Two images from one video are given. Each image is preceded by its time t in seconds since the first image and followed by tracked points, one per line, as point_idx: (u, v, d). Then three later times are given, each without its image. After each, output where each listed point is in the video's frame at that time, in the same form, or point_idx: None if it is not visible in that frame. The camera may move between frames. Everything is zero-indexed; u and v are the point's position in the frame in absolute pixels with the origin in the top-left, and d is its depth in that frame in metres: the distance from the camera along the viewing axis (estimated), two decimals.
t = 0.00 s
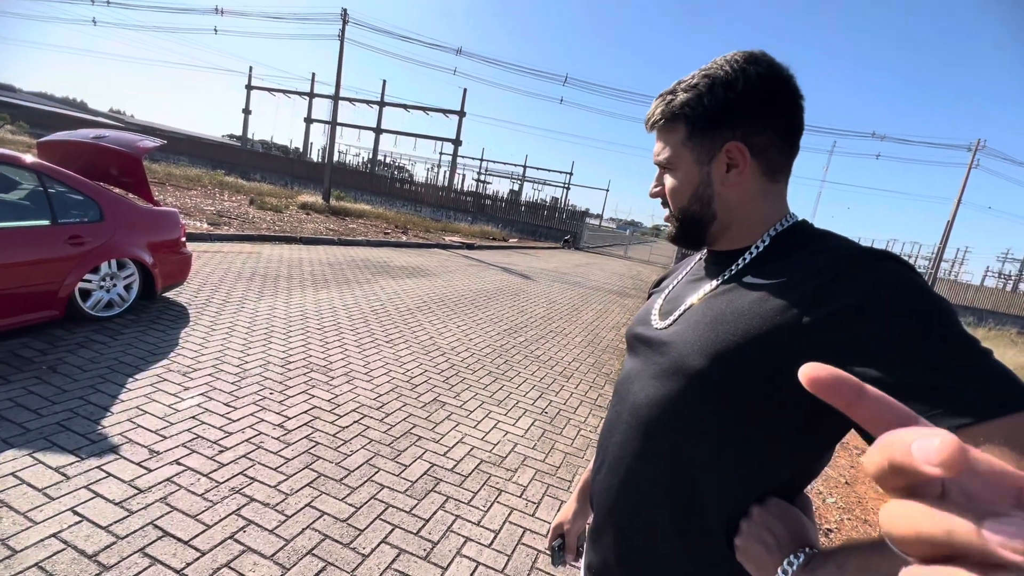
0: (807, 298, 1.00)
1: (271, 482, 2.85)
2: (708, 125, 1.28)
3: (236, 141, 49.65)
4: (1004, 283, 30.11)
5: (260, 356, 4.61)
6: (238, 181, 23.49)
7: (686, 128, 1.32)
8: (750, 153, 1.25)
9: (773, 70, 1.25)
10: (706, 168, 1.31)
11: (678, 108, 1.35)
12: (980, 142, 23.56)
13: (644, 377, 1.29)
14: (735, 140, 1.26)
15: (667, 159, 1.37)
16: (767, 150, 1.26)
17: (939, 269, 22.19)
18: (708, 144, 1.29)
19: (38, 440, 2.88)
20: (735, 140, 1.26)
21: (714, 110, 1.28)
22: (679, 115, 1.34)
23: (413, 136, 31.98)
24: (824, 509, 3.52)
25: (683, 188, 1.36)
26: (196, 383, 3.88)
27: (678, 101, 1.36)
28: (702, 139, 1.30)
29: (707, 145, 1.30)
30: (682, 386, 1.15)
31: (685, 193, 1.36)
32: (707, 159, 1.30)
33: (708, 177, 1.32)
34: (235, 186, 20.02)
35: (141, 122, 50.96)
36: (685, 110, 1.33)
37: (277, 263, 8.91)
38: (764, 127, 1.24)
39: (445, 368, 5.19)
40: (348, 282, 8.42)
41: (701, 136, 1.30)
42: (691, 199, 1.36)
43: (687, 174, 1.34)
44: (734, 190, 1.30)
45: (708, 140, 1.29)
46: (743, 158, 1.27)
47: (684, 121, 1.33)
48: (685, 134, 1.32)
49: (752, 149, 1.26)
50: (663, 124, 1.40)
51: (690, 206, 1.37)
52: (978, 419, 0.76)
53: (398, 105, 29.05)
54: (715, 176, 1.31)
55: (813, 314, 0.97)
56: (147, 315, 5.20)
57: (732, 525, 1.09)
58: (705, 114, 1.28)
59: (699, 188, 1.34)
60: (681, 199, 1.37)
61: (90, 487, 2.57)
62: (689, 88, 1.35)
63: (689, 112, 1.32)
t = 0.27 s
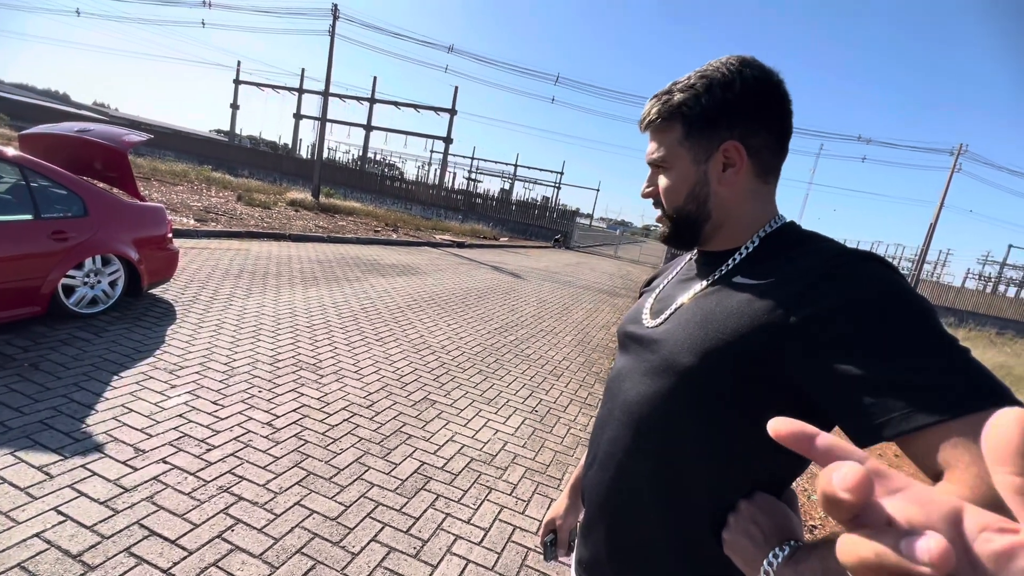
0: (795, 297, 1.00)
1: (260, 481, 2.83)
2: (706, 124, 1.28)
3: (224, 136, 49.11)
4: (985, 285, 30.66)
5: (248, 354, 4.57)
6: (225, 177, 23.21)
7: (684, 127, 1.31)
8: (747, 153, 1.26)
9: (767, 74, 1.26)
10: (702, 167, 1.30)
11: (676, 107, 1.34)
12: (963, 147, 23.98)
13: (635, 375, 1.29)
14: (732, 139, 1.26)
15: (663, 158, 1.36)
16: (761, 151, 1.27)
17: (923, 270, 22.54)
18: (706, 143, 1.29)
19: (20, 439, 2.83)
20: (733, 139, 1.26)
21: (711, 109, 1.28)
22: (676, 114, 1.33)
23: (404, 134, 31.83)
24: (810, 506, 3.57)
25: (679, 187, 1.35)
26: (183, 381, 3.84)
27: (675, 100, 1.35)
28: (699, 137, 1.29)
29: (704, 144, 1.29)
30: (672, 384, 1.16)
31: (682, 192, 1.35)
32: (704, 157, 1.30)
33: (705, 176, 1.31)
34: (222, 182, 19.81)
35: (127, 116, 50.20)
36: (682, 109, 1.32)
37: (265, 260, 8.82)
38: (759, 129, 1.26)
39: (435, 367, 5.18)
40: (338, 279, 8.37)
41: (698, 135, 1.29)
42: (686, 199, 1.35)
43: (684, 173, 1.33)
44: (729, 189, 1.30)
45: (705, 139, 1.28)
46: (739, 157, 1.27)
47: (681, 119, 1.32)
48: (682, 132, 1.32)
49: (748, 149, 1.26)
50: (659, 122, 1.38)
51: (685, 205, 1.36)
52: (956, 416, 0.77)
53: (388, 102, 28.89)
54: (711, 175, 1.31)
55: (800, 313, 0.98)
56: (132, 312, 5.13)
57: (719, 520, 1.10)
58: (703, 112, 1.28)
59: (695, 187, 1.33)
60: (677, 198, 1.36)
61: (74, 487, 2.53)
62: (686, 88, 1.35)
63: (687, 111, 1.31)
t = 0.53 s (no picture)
0: (783, 296, 1.00)
1: (248, 478, 2.81)
2: (709, 116, 1.26)
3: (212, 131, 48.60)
4: (969, 285, 31.15)
5: (237, 351, 4.53)
6: (213, 172, 22.95)
7: (685, 118, 1.28)
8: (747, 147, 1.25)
9: (763, 75, 1.28)
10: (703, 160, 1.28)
11: (677, 97, 1.31)
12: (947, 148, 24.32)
13: (628, 371, 1.29)
14: (733, 133, 1.25)
15: (662, 149, 1.32)
16: (758, 148, 1.27)
17: (907, 270, 22.86)
18: (707, 136, 1.27)
19: (2, 436, 2.79)
20: (734, 133, 1.25)
21: (714, 102, 1.26)
22: (676, 106, 1.30)
23: (395, 130, 31.68)
24: (796, 501, 3.61)
25: (677, 180, 1.31)
26: (169, 377, 3.79)
27: (676, 91, 1.32)
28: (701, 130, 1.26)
29: (706, 136, 1.27)
30: (665, 379, 1.15)
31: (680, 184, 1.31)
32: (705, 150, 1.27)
33: (705, 169, 1.29)
34: (210, 177, 19.60)
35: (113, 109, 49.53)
36: (684, 100, 1.29)
37: (254, 256, 8.75)
38: (757, 126, 1.26)
39: (426, 364, 5.17)
40: (328, 276, 8.32)
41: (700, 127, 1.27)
42: (685, 192, 1.31)
43: (684, 165, 1.29)
44: (727, 184, 1.29)
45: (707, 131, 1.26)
46: (740, 151, 1.26)
47: (683, 110, 1.29)
48: (684, 124, 1.28)
49: (748, 143, 1.26)
50: (657, 113, 1.35)
51: (684, 198, 1.32)
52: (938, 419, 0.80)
53: (379, 98, 28.72)
54: (710, 168, 1.28)
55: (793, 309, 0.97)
56: (117, 307, 5.07)
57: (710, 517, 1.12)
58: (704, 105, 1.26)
59: (695, 179, 1.30)
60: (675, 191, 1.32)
61: (58, 484, 2.50)
62: (686, 81, 1.33)
63: (690, 102, 1.28)
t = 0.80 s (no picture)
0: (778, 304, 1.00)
1: (236, 478, 2.78)
2: (714, 109, 1.25)
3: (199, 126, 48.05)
4: (953, 283, 31.65)
5: (224, 349, 4.48)
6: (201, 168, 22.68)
7: (689, 111, 1.27)
8: (751, 142, 1.25)
9: (765, 73, 1.29)
10: (706, 154, 1.26)
11: (681, 89, 1.29)
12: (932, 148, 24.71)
13: (624, 370, 1.29)
14: (737, 127, 1.24)
15: (664, 141, 1.30)
16: (760, 144, 1.27)
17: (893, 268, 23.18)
18: (711, 129, 1.25)
19: None
20: (739, 127, 1.24)
21: (720, 95, 1.25)
22: (680, 98, 1.28)
23: (385, 127, 31.51)
24: (784, 497, 3.65)
25: (680, 173, 1.29)
26: (155, 376, 3.75)
27: (680, 82, 1.30)
28: (706, 123, 1.25)
29: (710, 129, 1.26)
30: (661, 380, 1.15)
31: (682, 178, 1.29)
32: (709, 143, 1.26)
33: (708, 163, 1.27)
34: (198, 173, 19.39)
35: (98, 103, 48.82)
36: (689, 92, 1.28)
37: (242, 253, 8.67)
38: (759, 122, 1.26)
39: (417, 361, 5.15)
40: (317, 273, 8.26)
41: (704, 120, 1.25)
42: (688, 186, 1.29)
43: (687, 158, 1.27)
44: (728, 180, 1.28)
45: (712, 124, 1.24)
46: (743, 146, 1.26)
47: (687, 102, 1.27)
48: (688, 116, 1.27)
49: (751, 139, 1.25)
50: (659, 105, 1.33)
51: (686, 192, 1.30)
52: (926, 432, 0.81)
53: (369, 94, 28.53)
54: (713, 162, 1.27)
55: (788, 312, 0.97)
56: (101, 304, 4.99)
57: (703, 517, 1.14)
58: (710, 97, 1.25)
59: (697, 173, 1.28)
60: (677, 185, 1.30)
61: (39, 485, 2.46)
62: (689, 73, 1.31)
63: (694, 94, 1.27)
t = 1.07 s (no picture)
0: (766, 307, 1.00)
1: (221, 480, 2.76)
2: (711, 104, 1.24)
3: (189, 123, 47.52)
4: (941, 282, 32.00)
5: (211, 348, 4.44)
6: (189, 165, 22.45)
7: (686, 104, 1.26)
8: (747, 138, 1.25)
9: (762, 68, 1.29)
10: (702, 148, 1.26)
11: (678, 81, 1.28)
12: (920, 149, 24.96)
13: (611, 373, 1.27)
14: (734, 122, 1.24)
15: (660, 134, 1.28)
16: (754, 141, 1.28)
17: (882, 268, 23.37)
18: (708, 124, 1.25)
19: None
20: (735, 123, 1.24)
21: (717, 88, 1.24)
22: (677, 90, 1.27)
23: (378, 124, 31.34)
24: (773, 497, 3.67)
25: (675, 167, 1.28)
26: (139, 376, 3.71)
27: (677, 75, 1.29)
28: (703, 116, 1.25)
29: (707, 123, 1.25)
30: (646, 383, 1.13)
31: (678, 173, 1.28)
32: (705, 138, 1.25)
33: (704, 159, 1.27)
34: (186, 170, 19.20)
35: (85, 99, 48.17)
36: (686, 84, 1.27)
37: (231, 251, 8.59)
38: (755, 118, 1.27)
39: (408, 361, 5.13)
40: (307, 271, 8.21)
41: (701, 114, 1.25)
42: (683, 181, 1.28)
43: (683, 152, 1.26)
44: (723, 176, 1.28)
45: (709, 118, 1.24)
46: (738, 142, 1.26)
47: (684, 95, 1.26)
48: (685, 109, 1.26)
49: (747, 135, 1.26)
50: (656, 97, 1.31)
51: (680, 187, 1.29)
52: (857, 467, 0.91)
53: (361, 91, 28.35)
54: (709, 158, 1.27)
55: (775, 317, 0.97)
56: (85, 303, 4.94)
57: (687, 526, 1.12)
58: (707, 90, 1.24)
59: (693, 169, 1.27)
60: (672, 180, 1.29)
61: (17, 490, 2.43)
62: (686, 66, 1.30)
63: (692, 87, 1.26)
